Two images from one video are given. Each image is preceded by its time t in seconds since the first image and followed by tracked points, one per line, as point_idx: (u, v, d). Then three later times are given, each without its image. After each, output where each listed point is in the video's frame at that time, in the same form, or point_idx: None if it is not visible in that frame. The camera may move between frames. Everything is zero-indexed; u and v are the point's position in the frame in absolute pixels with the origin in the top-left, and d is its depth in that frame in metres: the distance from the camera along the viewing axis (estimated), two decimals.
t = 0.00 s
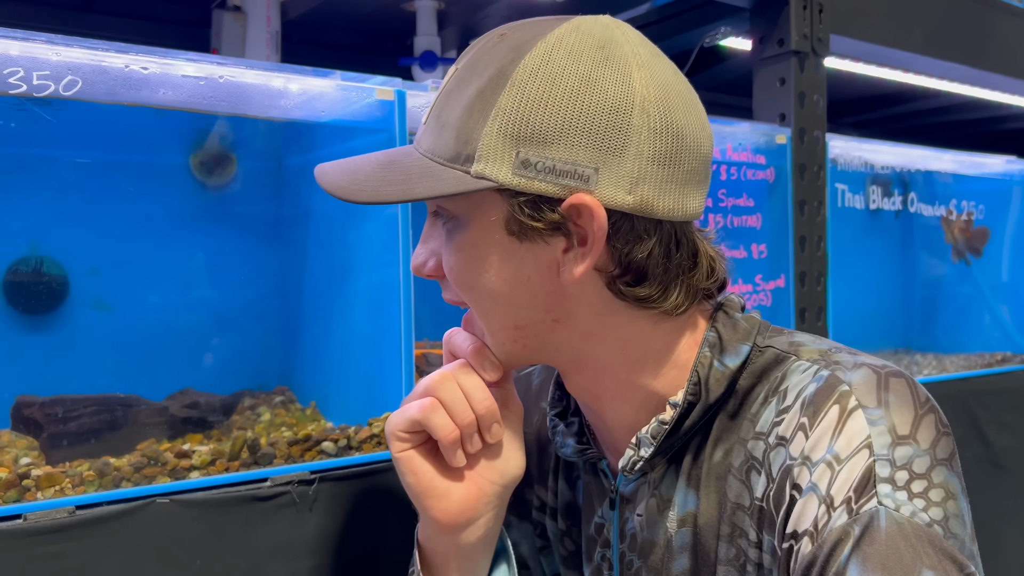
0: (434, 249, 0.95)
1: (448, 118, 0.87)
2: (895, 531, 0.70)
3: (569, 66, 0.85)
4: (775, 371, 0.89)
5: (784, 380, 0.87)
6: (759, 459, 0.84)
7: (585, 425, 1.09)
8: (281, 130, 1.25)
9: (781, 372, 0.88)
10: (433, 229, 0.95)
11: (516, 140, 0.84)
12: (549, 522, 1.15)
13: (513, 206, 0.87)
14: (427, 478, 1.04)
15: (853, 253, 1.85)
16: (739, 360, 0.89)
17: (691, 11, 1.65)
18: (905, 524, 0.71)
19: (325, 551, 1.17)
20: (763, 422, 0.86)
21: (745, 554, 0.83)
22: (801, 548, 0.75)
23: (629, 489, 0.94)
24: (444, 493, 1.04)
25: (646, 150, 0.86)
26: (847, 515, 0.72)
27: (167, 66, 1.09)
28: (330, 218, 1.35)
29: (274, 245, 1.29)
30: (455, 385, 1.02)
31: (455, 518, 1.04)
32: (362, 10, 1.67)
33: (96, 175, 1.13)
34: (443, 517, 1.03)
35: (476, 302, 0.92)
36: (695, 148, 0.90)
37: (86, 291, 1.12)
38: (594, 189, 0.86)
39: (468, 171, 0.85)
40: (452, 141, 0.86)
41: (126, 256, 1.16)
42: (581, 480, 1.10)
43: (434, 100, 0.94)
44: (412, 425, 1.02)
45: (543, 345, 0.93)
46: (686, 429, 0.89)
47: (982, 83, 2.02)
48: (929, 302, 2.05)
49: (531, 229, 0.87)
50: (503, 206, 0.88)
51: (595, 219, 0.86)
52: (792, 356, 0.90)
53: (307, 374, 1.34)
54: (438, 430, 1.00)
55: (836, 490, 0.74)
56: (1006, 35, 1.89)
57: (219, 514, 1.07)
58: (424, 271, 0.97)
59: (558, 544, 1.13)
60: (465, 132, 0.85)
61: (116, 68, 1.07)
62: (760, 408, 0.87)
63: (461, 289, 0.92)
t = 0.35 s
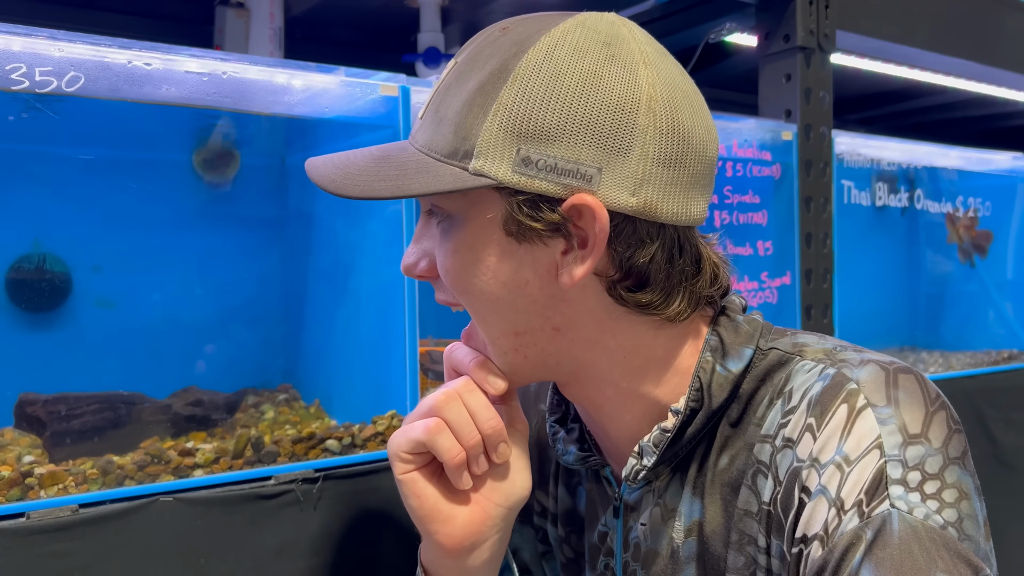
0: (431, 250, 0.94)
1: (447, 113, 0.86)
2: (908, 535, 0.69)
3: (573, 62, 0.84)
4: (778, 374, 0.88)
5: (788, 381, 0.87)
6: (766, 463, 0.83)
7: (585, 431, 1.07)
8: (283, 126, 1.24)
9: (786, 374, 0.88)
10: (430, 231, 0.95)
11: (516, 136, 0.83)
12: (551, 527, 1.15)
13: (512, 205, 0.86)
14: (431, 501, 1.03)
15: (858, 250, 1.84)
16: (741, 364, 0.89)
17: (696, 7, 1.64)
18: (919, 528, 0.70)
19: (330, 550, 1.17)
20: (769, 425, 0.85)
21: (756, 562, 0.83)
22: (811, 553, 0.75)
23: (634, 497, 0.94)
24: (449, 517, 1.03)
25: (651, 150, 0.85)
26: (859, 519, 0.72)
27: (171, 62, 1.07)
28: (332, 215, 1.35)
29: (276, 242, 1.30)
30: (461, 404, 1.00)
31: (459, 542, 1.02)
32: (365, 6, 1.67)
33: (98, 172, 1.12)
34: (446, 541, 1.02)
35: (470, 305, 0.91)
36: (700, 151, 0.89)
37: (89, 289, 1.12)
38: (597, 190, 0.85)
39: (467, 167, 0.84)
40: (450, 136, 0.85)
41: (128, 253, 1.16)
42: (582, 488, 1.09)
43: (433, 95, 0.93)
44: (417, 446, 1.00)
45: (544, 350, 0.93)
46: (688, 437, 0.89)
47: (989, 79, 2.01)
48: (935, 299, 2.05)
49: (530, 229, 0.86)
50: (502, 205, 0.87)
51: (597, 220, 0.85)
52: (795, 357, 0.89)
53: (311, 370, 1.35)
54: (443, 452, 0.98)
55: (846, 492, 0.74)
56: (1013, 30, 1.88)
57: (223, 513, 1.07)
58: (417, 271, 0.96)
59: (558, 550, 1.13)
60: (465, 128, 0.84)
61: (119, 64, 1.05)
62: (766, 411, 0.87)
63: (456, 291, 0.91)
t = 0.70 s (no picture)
0: (482, 257, 0.77)
1: (529, 112, 0.74)
2: (903, 535, 0.63)
3: (674, 61, 0.75)
4: (777, 373, 0.81)
5: (787, 381, 0.79)
6: (762, 462, 0.76)
7: (590, 426, 0.96)
8: (282, 128, 1.25)
9: (784, 374, 0.81)
10: (485, 235, 0.77)
11: (628, 142, 0.73)
12: (544, 525, 1.00)
13: (615, 210, 0.74)
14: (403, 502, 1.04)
15: (855, 250, 1.85)
16: (747, 361, 0.82)
17: (694, 8, 1.64)
18: (913, 528, 0.64)
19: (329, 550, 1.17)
20: (767, 424, 0.78)
21: (752, 560, 0.75)
22: (806, 553, 0.68)
23: (635, 492, 0.85)
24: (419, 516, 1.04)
25: (738, 154, 0.81)
26: (855, 519, 0.65)
27: (171, 64, 1.08)
28: (333, 218, 1.35)
29: (281, 246, 1.33)
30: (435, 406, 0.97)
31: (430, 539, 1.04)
32: (364, 7, 1.67)
33: (100, 174, 1.14)
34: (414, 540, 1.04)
35: (529, 323, 0.76)
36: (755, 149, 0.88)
37: (91, 291, 1.12)
38: (699, 194, 0.78)
39: (571, 175, 0.72)
40: (546, 138, 0.73)
41: (129, 253, 1.17)
42: (581, 484, 0.95)
43: (479, 88, 0.81)
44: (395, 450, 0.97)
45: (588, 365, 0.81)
46: (688, 432, 0.81)
47: (986, 79, 2.02)
48: (930, 300, 2.07)
49: (634, 235, 0.75)
50: (601, 209, 0.74)
51: (702, 225, 0.78)
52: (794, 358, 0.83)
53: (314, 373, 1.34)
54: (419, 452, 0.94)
55: (842, 493, 0.67)
56: (1010, 30, 1.88)
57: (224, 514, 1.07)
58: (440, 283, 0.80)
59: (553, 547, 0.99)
60: (565, 132, 0.72)
61: (119, 67, 1.05)
62: (764, 410, 0.79)
63: (512, 308, 0.76)
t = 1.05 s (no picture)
0: (596, 234, 0.79)
1: (636, 78, 0.79)
2: (909, 528, 0.64)
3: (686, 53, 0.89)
4: (782, 371, 0.82)
5: (792, 379, 0.80)
6: (772, 459, 0.76)
7: (593, 426, 0.97)
8: (278, 127, 1.26)
9: (789, 372, 0.82)
10: (591, 214, 0.80)
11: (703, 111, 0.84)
12: (550, 524, 1.00)
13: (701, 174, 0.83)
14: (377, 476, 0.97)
15: (852, 249, 1.86)
16: (750, 356, 0.84)
17: (692, 8, 1.65)
18: (919, 521, 0.65)
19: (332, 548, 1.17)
20: (775, 422, 0.78)
21: (761, 553, 0.75)
22: (815, 546, 0.69)
23: (643, 487, 0.86)
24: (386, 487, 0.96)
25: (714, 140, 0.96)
26: (862, 513, 0.66)
27: (173, 65, 1.09)
28: (332, 219, 1.37)
29: (279, 241, 1.30)
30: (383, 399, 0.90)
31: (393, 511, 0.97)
32: (363, 8, 1.68)
33: (101, 174, 1.14)
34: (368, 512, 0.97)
35: (654, 290, 0.80)
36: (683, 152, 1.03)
37: (92, 290, 1.12)
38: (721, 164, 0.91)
39: (686, 134, 0.79)
40: (664, 101, 0.79)
41: (131, 254, 1.16)
42: (587, 483, 0.96)
43: (553, 69, 0.80)
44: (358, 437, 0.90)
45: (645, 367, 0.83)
46: (699, 427, 0.81)
47: (981, 79, 2.03)
48: (927, 300, 2.08)
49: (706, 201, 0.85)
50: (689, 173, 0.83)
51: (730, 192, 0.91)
52: (796, 354, 0.84)
53: (310, 374, 1.36)
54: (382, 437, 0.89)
55: (850, 488, 0.68)
56: (1004, 31, 1.90)
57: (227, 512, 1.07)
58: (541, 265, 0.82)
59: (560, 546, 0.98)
60: (671, 96, 0.80)
61: (122, 68, 1.07)
62: (771, 408, 0.80)
63: (643, 276, 0.79)
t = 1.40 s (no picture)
0: (598, 229, 0.80)
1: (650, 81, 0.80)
2: (902, 521, 0.65)
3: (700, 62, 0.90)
4: (777, 369, 0.83)
5: (788, 377, 0.81)
6: (767, 454, 0.77)
7: (592, 424, 0.98)
8: (273, 128, 1.27)
9: (785, 369, 0.83)
10: (596, 208, 0.81)
11: (714, 117, 0.85)
12: (549, 521, 1.01)
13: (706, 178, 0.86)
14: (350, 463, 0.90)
15: (844, 248, 1.87)
16: (747, 355, 0.85)
17: (685, 8, 1.66)
18: (911, 514, 0.65)
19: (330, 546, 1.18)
20: (771, 418, 0.79)
21: (757, 546, 0.76)
22: (810, 539, 0.70)
23: (641, 483, 0.87)
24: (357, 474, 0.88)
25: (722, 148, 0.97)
26: (856, 506, 0.67)
27: (168, 66, 1.10)
28: (329, 218, 1.38)
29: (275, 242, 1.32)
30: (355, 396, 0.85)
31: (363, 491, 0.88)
32: (357, 9, 1.69)
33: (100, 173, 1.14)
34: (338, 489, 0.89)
35: (652, 286, 0.81)
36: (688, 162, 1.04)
37: (88, 289, 1.13)
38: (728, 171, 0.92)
39: (695, 138, 0.80)
40: (675, 105, 0.80)
41: (126, 255, 1.17)
42: (586, 480, 0.97)
43: (568, 66, 0.81)
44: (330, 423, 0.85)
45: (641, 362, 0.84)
46: (696, 424, 0.83)
47: (972, 79, 2.04)
48: (919, 298, 2.09)
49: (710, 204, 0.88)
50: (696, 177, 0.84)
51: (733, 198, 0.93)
52: (791, 353, 0.85)
53: (305, 373, 1.37)
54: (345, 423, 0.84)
55: (844, 481, 0.69)
56: (995, 32, 1.91)
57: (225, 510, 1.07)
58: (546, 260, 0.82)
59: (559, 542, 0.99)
60: (683, 100, 0.81)
61: (117, 69, 1.08)
62: (767, 404, 0.81)
63: (642, 272, 0.80)
